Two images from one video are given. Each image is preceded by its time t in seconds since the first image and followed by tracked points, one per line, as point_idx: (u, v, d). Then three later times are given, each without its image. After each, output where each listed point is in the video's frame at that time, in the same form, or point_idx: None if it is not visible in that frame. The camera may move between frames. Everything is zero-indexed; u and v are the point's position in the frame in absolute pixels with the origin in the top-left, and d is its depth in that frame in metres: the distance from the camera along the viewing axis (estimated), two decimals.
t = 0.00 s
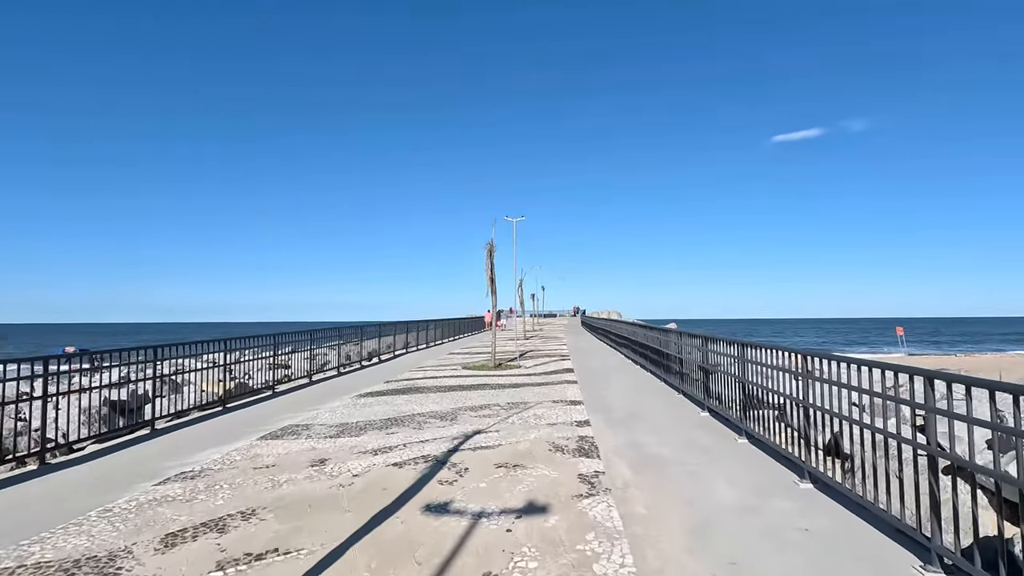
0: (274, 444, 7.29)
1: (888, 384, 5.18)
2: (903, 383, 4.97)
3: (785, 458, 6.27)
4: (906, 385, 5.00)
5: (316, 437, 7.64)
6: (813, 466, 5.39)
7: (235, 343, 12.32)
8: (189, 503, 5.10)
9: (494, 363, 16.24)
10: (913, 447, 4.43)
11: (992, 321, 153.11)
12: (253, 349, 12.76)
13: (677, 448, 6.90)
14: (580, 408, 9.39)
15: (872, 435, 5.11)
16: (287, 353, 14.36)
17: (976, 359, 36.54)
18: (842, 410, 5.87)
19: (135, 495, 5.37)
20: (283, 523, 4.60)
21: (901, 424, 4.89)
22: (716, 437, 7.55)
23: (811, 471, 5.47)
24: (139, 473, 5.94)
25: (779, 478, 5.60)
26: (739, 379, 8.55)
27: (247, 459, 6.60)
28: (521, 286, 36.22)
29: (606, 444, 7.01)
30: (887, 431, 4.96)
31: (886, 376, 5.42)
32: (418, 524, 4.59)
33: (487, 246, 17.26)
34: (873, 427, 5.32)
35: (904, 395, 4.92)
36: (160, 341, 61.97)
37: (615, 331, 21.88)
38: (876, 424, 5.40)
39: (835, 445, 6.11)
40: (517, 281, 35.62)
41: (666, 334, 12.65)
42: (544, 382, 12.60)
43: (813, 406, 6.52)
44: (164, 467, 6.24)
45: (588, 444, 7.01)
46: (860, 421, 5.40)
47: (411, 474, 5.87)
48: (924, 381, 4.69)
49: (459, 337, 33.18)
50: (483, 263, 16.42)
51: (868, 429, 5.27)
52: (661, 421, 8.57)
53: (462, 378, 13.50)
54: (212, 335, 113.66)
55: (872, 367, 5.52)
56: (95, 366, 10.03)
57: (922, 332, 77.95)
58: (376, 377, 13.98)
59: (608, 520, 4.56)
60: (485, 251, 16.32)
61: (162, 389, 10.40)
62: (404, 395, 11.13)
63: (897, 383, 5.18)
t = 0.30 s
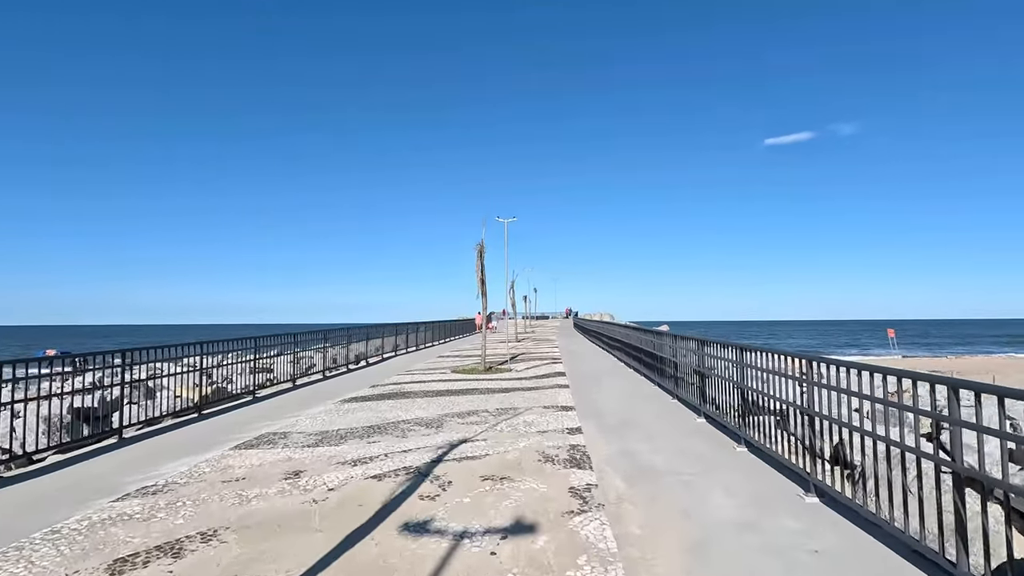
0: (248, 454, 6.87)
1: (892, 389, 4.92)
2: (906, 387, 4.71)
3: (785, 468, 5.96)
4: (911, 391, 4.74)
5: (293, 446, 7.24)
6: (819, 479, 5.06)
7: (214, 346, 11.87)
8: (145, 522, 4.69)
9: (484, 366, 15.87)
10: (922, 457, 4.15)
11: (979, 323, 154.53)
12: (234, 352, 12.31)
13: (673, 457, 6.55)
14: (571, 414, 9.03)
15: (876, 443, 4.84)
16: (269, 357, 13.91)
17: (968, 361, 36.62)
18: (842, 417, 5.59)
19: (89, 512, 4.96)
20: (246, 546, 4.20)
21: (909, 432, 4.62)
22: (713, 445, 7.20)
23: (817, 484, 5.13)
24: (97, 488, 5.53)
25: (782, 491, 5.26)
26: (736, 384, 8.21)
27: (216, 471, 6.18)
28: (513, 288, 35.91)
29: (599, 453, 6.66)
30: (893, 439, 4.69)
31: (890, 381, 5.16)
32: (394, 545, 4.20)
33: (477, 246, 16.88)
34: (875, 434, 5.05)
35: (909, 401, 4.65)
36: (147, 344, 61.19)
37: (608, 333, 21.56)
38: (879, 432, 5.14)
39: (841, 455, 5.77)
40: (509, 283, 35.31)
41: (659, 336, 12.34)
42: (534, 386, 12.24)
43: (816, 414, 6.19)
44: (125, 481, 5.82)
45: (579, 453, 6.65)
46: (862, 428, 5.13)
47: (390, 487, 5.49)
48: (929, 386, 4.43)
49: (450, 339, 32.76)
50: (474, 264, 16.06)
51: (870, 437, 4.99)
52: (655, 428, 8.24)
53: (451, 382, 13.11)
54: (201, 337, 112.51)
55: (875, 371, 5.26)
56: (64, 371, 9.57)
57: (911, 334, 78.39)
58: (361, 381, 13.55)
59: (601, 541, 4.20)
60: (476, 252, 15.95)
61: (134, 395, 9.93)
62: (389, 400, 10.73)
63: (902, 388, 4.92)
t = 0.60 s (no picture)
0: (223, 464, 6.43)
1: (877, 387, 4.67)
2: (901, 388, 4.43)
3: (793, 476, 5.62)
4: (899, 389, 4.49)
5: (272, 456, 6.80)
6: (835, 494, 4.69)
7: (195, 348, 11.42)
8: (100, 545, 4.26)
9: (477, 368, 15.45)
10: (937, 467, 3.83)
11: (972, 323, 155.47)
12: (217, 355, 11.87)
13: (676, 467, 6.18)
14: (567, 419, 8.64)
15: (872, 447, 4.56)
16: (255, 359, 13.44)
17: (964, 361, 36.53)
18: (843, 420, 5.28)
19: (41, 532, 4.54)
20: (207, 573, 3.78)
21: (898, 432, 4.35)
22: (716, 452, 6.84)
23: (832, 499, 4.77)
24: (55, 505, 5.10)
25: (794, 506, 4.90)
26: (738, 388, 7.86)
27: (186, 484, 5.76)
28: (507, 289, 35.49)
29: (598, 463, 6.27)
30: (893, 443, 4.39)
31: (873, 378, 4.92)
32: (372, 571, 3.80)
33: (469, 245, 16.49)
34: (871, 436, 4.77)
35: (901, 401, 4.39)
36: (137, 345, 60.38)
37: (603, 334, 21.22)
38: (878, 433, 4.85)
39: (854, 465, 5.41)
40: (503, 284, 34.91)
41: (657, 337, 11.97)
42: (529, 390, 11.85)
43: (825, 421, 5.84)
44: (87, 496, 5.40)
45: (576, 463, 6.26)
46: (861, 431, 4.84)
47: (371, 502, 5.09)
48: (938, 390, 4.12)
49: (443, 340, 32.34)
50: (466, 264, 15.68)
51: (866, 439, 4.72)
52: (655, 433, 7.86)
53: (442, 385, 12.69)
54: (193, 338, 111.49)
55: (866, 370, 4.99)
56: (35, 375, 9.11)
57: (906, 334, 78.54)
58: (350, 384, 13.11)
59: (601, 566, 3.82)
60: (468, 251, 15.56)
61: (110, 400, 9.49)
62: (378, 405, 10.30)
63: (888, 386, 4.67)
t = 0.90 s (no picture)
0: (196, 478, 6.01)
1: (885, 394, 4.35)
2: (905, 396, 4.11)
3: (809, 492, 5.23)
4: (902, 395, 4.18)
5: (250, 468, 6.38)
6: (854, 513, 4.31)
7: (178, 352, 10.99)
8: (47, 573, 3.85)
9: (473, 372, 15.06)
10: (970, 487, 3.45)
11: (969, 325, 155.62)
12: (201, 359, 11.45)
13: (680, 480, 5.78)
14: (564, 427, 8.25)
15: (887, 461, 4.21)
16: (242, 363, 13.01)
17: (964, 363, 36.27)
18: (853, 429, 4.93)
19: None
20: None
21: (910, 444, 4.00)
22: (722, 464, 6.45)
23: (851, 518, 4.38)
24: (8, 525, 4.70)
25: (810, 527, 4.51)
26: (743, 394, 7.47)
27: (154, 500, 5.35)
28: (504, 292, 35.04)
29: (597, 476, 5.88)
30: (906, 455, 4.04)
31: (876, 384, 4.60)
32: None
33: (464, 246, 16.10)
34: (883, 446, 4.42)
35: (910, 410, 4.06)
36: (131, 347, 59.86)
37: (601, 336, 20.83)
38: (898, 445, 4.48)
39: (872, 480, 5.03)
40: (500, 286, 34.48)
41: (656, 340, 11.60)
42: (524, 395, 11.44)
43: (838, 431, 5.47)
44: (45, 514, 4.99)
45: (574, 476, 5.85)
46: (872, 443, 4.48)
47: (350, 523, 4.67)
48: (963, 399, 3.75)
49: (439, 343, 31.89)
50: (460, 265, 15.28)
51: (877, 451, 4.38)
52: (657, 443, 7.48)
53: (435, 390, 12.29)
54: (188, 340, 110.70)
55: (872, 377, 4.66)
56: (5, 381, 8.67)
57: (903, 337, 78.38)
58: (340, 389, 12.68)
59: None
60: (463, 252, 15.17)
61: (85, 407, 9.06)
62: (367, 411, 9.89)
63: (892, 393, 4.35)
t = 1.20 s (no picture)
0: (164, 491, 5.60)
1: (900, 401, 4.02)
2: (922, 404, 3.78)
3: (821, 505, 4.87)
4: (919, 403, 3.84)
5: (223, 479, 5.97)
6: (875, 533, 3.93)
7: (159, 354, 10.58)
8: None
9: (467, 374, 14.67)
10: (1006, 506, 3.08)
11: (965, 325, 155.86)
12: (183, 361, 11.03)
13: (682, 493, 5.41)
14: (559, 434, 7.86)
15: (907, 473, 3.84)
16: (228, 366, 12.60)
17: (964, 364, 35.96)
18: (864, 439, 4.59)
19: None
20: None
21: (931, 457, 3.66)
22: (727, 475, 6.06)
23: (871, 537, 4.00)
24: None
25: (826, 548, 4.14)
26: (746, 399, 7.11)
27: (114, 515, 4.95)
28: (500, 291, 34.70)
29: (594, 488, 5.49)
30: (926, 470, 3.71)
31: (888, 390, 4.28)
32: None
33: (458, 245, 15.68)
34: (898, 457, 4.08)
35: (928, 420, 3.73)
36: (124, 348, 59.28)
37: (598, 337, 20.45)
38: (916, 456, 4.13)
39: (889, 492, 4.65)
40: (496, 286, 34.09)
41: (654, 342, 11.23)
42: (519, 398, 11.07)
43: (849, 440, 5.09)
44: None
45: (568, 489, 5.47)
46: (886, 454, 4.15)
47: (325, 543, 4.28)
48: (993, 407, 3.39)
49: (435, 343, 31.48)
50: (454, 264, 14.88)
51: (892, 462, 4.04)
52: (656, 451, 7.11)
53: (427, 393, 11.90)
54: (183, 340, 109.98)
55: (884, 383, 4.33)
56: None
57: (901, 337, 78.20)
58: (328, 392, 12.27)
59: None
60: (457, 251, 14.77)
61: (57, 412, 8.64)
62: (354, 416, 9.49)
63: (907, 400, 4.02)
